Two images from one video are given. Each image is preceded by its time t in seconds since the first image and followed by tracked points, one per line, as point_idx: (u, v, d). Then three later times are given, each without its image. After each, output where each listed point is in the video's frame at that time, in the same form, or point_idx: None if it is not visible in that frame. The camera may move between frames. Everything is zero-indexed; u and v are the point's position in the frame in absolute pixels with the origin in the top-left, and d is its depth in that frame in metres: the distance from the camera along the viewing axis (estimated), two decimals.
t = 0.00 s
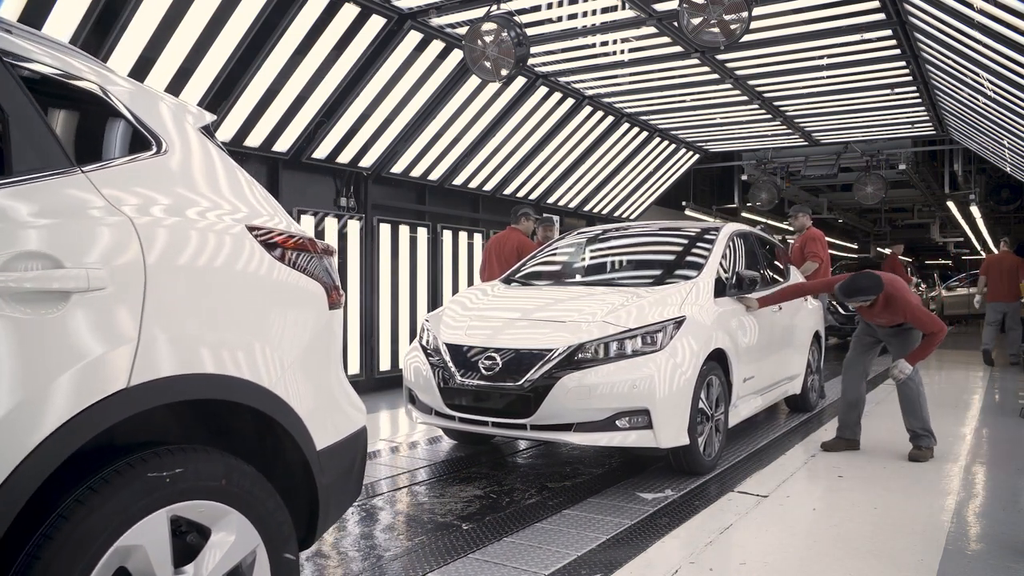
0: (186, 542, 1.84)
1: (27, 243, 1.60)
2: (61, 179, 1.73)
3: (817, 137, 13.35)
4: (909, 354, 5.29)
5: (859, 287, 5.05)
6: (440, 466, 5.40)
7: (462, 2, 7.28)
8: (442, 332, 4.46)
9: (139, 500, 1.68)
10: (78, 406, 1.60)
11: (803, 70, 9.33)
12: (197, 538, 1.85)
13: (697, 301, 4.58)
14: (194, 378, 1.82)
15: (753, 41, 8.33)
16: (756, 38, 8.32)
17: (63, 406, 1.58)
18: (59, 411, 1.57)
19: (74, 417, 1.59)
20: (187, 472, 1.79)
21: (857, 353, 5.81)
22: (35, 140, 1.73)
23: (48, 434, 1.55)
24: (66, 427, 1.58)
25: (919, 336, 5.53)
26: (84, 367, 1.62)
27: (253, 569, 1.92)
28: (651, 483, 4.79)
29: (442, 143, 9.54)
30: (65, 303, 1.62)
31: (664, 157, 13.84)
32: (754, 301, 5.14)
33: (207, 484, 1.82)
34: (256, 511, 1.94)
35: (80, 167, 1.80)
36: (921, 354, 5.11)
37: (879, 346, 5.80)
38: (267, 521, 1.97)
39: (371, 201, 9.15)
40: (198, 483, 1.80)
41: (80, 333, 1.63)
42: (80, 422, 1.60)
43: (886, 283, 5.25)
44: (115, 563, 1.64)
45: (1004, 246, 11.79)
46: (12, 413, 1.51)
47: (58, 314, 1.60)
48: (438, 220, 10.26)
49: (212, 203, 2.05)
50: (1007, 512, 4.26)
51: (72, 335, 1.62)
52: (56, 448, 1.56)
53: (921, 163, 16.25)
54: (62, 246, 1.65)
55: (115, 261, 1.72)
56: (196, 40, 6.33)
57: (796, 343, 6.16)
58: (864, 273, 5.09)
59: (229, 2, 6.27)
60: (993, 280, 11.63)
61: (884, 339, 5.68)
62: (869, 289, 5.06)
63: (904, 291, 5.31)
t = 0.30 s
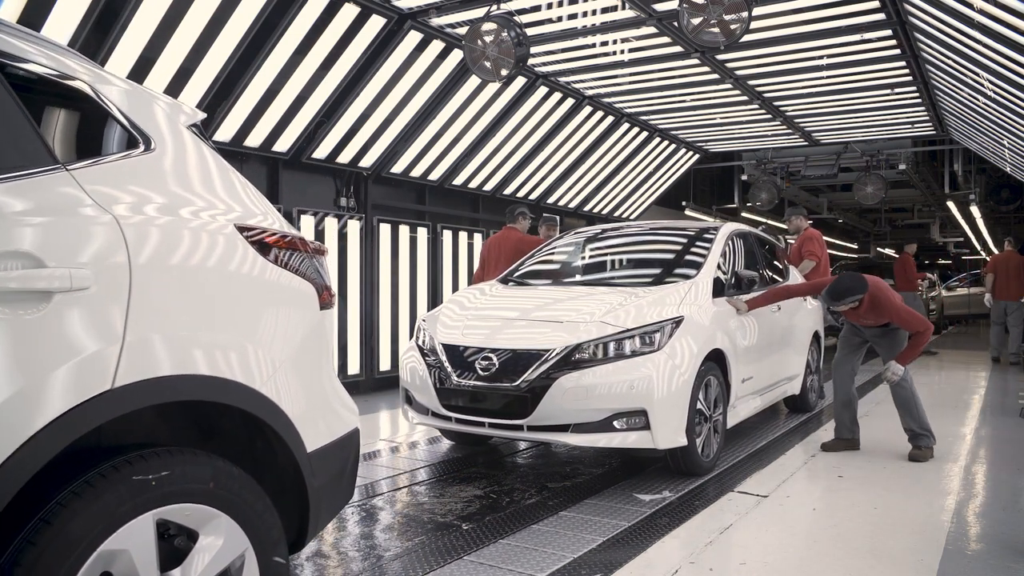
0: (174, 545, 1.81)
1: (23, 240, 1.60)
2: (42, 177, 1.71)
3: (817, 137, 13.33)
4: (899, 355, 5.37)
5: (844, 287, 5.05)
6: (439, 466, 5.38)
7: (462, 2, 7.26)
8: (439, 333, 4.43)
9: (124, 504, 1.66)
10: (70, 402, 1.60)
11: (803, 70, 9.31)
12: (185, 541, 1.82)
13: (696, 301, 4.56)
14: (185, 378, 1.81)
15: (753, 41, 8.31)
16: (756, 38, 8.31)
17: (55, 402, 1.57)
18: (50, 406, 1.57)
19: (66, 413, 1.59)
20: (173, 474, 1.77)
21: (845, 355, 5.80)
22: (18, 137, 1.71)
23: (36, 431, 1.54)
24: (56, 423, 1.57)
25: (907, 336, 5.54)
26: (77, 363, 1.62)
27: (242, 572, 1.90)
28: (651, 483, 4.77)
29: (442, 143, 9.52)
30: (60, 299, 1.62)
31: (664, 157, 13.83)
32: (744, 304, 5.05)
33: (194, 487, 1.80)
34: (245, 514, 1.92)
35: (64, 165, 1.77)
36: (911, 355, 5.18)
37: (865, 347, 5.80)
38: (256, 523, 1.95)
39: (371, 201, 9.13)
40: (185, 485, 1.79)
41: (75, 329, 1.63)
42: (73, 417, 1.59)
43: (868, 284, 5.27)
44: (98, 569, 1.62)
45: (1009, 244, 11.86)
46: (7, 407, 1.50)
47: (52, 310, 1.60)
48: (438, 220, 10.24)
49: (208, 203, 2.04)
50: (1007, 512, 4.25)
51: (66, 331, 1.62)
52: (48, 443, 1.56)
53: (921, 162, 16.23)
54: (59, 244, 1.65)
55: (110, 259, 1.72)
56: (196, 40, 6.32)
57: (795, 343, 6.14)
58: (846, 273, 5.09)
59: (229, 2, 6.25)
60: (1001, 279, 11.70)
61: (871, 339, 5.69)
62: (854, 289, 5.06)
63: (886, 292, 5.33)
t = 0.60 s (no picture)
0: (158, 549, 1.79)
1: (16, 240, 1.60)
2: (24, 174, 1.68)
3: (817, 137, 13.31)
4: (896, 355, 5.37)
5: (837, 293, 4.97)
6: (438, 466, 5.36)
7: (462, 2, 7.24)
8: (435, 333, 4.41)
9: (105, 507, 1.64)
10: (58, 399, 1.58)
11: (803, 70, 9.29)
12: (169, 545, 1.80)
13: (694, 301, 4.55)
14: (177, 377, 1.80)
15: (753, 41, 8.29)
16: (756, 38, 8.29)
17: (48, 398, 1.56)
18: (43, 401, 1.56)
19: (58, 409, 1.58)
20: (157, 477, 1.75)
21: (841, 355, 5.78)
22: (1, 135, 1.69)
23: (22, 429, 1.52)
24: (47, 419, 1.56)
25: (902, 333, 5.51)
26: (70, 360, 1.61)
27: None
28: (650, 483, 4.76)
29: (441, 143, 9.50)
30: (54, 295, 1.61)
31: (664, 157, 13.81)
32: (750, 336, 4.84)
33: (178, 490, 1.78)
34: (231, 518, 1.90)
35: (46, 162, 1.75)
36: (908, 354, 5.17)
37: (862, 346, 5.77)
38: (242, 526, 1.93)
39: (371, 201, 9.11)
40: (170, 488, 1.77)
41: (68, 326, 1.62)
42: (65, 413, 1.58)
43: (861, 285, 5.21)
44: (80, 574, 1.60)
45: (1003, 246, 11.87)
46: None
47: (45, 307, 1.60)
48: (438, 220, 10.22)
49: (201, 202, 2.03)
50: (1008, 512, 4.23)
51: (60, 328, 1.61)
52: (33, 441, 1.54)
53: (921, 163, 16.21)
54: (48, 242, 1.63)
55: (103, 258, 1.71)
56: (195, 40, 6.31)
57: (794, 343, 6.13)
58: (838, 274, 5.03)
59: (230, 2, 6.24)
60: (999, 282, 11.70)
61: (868, 338, 5.67)
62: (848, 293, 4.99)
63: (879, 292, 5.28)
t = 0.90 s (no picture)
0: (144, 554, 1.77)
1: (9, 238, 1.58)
2: (10, 170, 1.66)
3: (817, 137, 13.30)
4: (897, 355, 5.37)
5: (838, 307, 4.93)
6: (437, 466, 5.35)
7: (462, 2, 7.22)
8: (431, 334, 4.39)
9: (89, 512, 1.62)
10: (45, 399, 1.56)
11: (803, 70, 9.28)
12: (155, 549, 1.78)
13: (692, 301, 4.53)
14: (169, 379, 1.79)
15: (753, 41, 8.28)
16: (756, 38, 8.28)
17: (36, 395, 1.55)
18: (33, 398, 1.55)
19: (46, 408, 1.56)
20: (142, 481, 1.73)
21: (841, 355, 5.77)
22: None
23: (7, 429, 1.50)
24: (37, 416, 1.54)
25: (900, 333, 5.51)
26: (61, 358, 1.60)
27: None
28: (649, 483, 4.75)
29: (441, 143, 9.48)
30: (50, 295, 1.60)
31: (663, 157, 13.79)
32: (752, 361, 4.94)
33: (165, 494, 1.76)
34: (219, 521, 1.88)
35: (28, 160, 1.71)
36: (909, 356, 5.19)
37: (862, 347, 5.75)
38: (229, 529, 1.91)
39: (371, 201, 9.09)
40: (156, 492, 1.74)
41: (64, 324, 1.61)
42: (56, 411, 1.57)
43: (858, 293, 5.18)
44: None
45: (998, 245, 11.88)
46: None
47: (40, 305, 1.59)
48: (438, 220, 10.20)
49: (195, 202, 2.02)
50: (1008, 512, 4.21)
51: (54, 326, 1.60)
52: (18, 442, 1.52)
53: (921, 162, 16.19)
54: (40, 239, 1.62)
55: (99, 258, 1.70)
56: (195, 40, 6.30)
57: (794, 344, 6.12)
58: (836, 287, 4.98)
59: (229, 2, 6.22)
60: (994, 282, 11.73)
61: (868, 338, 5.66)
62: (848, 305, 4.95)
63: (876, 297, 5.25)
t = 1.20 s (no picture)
0: (128, 557, 1.75)
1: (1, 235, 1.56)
2: None
3: (817, 137, 13.28)
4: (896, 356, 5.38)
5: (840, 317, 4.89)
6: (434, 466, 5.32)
7: (462, 2, 7.20)
8: (427, 335, 4.37)
9: (72, 515, 1.59)
10: (29, 400, 1.54)
11: (803, 70, 9.26)
12: (140, 553, 1.76)
13: (690, 302, 4.51)
14: (158, 380, 1.77)
15: (753, 40, 8.26)
16: (756, 38, 8.26)
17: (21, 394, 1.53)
18: (21, 398, 1.53)
19: (30, 408, 1.54)
20: (126, 485, 1.70)
21: (841, 355, 5.75)
22: None
23: None
24: (21, 417, 1.52)
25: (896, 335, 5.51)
26: (51, 357, 1.58)
27: None
28: (649, 484, 4.73)
29: (442, 143, 9.46)
30: (40, 295, 1.58)
31: (664, 157, 13.77)
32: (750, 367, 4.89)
33: (150, 497, 1.74)
34: (205, 526, 1.85)
35: (9, 157, 1.68)
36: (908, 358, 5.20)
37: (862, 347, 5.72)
38: (216, 533, 1.88)
39: (371, 201, 9.07)
40: (141, 497, 1.72)
41: (55, 323, 1.60)
42: (41, 411, 1.55)
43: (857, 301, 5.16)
44: None
45: (998, 245, 11.85)
46: None
47: (31, 304, 1.57)
48: (438, 220, 10.18)
49: (189, 202, 2.01)
50: (1008, 511, 4.19)
51: (44, 324, 1.58)
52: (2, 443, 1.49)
53: (921, 162, 16.18)
54: (33, 237, 1.61)
55: (90, 257, 1.68)
56: (195, 40, 6.29)
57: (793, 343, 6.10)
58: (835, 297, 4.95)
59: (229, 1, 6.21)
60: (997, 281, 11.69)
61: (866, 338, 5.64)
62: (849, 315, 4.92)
63: (874, 303, 5.24)
